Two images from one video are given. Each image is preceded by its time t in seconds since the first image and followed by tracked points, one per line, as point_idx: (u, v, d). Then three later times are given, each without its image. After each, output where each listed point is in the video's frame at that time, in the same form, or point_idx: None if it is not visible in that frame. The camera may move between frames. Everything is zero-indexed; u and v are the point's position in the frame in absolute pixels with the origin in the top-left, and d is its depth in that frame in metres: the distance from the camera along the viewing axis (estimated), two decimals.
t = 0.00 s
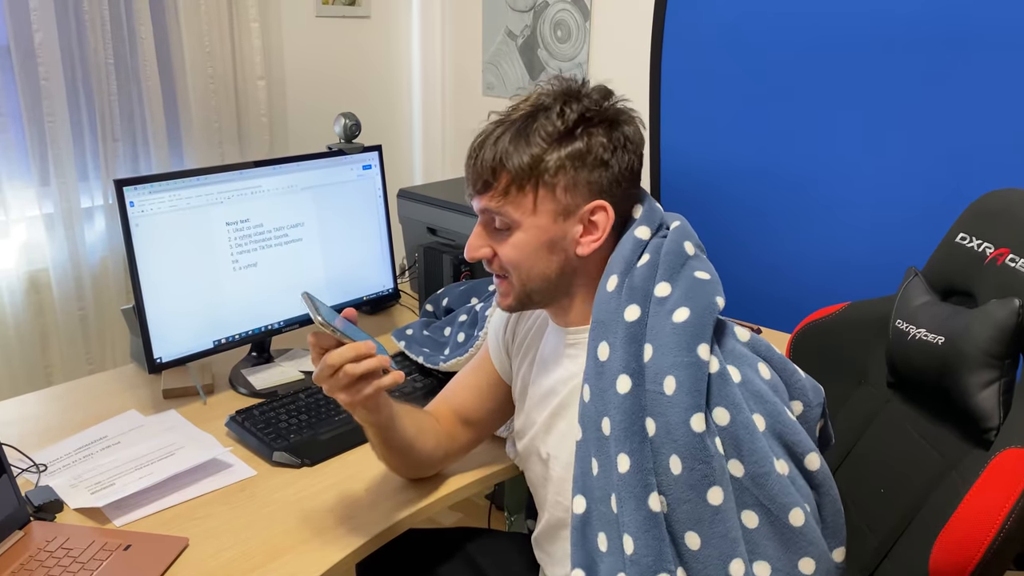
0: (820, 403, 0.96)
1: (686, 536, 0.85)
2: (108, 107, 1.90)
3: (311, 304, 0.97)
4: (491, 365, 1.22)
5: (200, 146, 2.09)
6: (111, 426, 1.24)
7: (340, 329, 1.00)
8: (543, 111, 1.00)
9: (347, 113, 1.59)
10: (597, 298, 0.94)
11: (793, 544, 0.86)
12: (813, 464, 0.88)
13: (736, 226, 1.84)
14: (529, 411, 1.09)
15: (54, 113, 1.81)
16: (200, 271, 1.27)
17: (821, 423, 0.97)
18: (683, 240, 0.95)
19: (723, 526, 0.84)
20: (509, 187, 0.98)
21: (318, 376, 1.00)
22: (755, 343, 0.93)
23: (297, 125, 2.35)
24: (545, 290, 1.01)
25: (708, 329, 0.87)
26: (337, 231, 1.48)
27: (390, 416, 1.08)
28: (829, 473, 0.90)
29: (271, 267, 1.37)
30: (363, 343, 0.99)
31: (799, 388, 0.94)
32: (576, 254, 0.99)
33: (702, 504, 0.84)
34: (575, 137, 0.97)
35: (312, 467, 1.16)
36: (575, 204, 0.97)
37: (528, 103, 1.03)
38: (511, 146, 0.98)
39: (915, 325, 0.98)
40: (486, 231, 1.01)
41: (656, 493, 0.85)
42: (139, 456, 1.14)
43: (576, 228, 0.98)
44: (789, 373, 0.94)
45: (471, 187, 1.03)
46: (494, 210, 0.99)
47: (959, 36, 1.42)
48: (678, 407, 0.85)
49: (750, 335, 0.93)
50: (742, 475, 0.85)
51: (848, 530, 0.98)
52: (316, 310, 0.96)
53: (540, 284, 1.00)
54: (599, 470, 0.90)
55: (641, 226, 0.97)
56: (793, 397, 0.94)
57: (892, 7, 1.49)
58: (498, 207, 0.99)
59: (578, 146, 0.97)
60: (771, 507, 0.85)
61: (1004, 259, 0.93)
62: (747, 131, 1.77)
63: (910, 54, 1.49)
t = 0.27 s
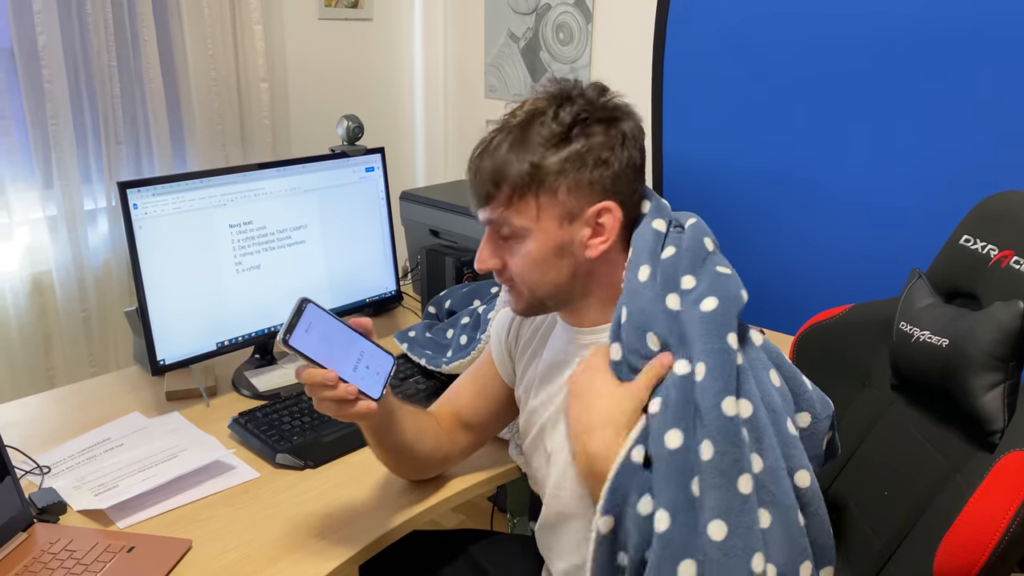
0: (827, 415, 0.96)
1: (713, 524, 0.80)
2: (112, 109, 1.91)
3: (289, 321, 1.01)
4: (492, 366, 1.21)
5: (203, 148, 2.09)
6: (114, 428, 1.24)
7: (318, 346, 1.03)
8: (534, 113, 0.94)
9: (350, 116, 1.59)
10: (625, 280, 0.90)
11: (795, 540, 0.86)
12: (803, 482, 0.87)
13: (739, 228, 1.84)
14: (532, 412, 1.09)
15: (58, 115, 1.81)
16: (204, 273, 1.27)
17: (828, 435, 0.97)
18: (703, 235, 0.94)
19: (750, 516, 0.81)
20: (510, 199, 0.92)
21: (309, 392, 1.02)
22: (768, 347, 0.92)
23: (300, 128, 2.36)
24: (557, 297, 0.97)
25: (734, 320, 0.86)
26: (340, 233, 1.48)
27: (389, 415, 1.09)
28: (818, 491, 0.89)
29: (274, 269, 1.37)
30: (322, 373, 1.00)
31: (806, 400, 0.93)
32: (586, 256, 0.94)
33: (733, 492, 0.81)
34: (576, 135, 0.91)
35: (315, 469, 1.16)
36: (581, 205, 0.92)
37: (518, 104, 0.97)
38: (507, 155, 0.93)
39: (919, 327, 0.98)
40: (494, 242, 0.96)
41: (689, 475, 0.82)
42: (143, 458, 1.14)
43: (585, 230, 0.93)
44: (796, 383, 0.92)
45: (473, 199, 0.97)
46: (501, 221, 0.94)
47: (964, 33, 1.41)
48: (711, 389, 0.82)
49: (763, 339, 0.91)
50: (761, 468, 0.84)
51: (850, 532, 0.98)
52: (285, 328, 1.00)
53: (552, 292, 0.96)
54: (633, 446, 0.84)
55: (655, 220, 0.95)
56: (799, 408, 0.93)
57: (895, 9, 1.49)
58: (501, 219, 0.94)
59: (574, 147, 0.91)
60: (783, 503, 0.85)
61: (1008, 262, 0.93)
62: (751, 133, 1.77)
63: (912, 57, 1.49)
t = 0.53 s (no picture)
0: (833, 411, 0.97)
1: (754, 519, 0.82)
2: (115, 112, 1.91)
3: (299, 321, 1.01)
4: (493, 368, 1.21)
5: (205, 150, 2.10)
6: (117, 430, 1.24)
7: (328, 347, 1.03)
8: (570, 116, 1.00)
9: (353, 119, 1.60)
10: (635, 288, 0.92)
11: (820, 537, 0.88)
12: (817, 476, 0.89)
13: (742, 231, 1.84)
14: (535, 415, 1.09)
15: (61, 118, 1.82)
16: (207, 275, 1.28)
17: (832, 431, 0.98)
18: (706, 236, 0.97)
19: (786, 509, 0.83)
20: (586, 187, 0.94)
21: (322, 394, 1.03)
22: (776, 343, 0.94)
23: (302, 130, 2.36)
24: (620, 286, 0.99)
25: (745, 318, 0.88)
26: (343, 235, 1.48)
27: (397, 416, 1.09)
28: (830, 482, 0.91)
29: (277, 272, 1.37)
30: (332, 373, 1.01)
31: (813, 395, 0.95)
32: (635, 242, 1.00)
33: (768, 487, 0.83)
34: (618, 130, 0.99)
35: (317, 472, 1.16)
36: (634, 192, 0.99)
37: (546, 109, 1.02)
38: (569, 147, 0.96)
39: (921, 330, 0.98)
40: (560, 234, 0.95)
41: (725, 469, 0.82)
42: (146, 460, 1.14)
43: (636, 216, 0.99)
44: (805, 379, 0.94)
45: (530, 192, 0.95)
46: (578, 208, 0.94)
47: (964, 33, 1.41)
48: (730, 389, 0.84)
49: (772, 337, 0.94)
50: (786, 462, 0.86)
51: (853, 533, 0.98)
52: (296, 329, 1.00)
53: (619, 282, 0.98)
54: (673, 451, 0.83)
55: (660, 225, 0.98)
56: (807, 404, 0.94)
57: (896, 11, 1.49)
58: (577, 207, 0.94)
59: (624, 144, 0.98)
60: (809, 496, 0.86)
61: (1010, 264, 0.93)
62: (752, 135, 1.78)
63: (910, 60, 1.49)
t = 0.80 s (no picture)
0: (836, 413, 0.97)
1: (764, 524, 0.82)
2: (116, 115, 1.92)
3: (305, 333, 1.00)
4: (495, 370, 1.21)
5: (206, 153, 2.10)
6: (118, 433, 1.24)
7: (338, 352, 1.03)
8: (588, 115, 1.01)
9: (353, 122, 1.60)
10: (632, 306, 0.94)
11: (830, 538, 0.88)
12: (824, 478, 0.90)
13: (744, 234, 1.85)
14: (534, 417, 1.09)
15: (63, 120, 1.82)
16: (208, 278, 1.28)
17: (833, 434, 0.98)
18: (706, 242, 0.98)
19: (794, 513, 0.83)
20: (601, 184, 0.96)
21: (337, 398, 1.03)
22: (781, 346, 0.94)
23: (303, 132, 2.37)
24: (626, 288, 1.01)
25: (749, 323, 0.89)
26: (343, 238, 1.48)
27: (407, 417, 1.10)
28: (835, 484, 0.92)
29: (278, 274, 1.37)
30: (348, 377, 1.00)
31: (816, 399, 0.95)
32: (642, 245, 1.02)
33: (775, 492, 0.83)
34: (632, 133, 1.01)
35: (318, 475, 1.16)
36: (645, 196, 1.01)
37: (562, 108, 1.03)
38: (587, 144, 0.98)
39: (921, 333, 0.98)
40: (572, 232, 0.97)
41: (730, 476, 0.82)
42: (147, 463, 1.14)
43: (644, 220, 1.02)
44: (809, 382, 0.94)
45: (545, 189, 0.97)
46: (592, 206, 0.96)
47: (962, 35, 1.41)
48: (736, 395, 0.84)
49: (775, 339, 0.94)
50: (793, 466, 0.85)
51: (851, 534, 0.98)
52: (303, 341, 0.99)
53: (626, 283, 1.00)
54: (676, 464, 0.82)
55: (665, 235, 0.99)
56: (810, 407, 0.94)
57: (895, 15, 1.49)
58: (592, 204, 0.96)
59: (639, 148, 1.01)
60: (818, 498, 0.86)
61: (1010, 268, 0.93)
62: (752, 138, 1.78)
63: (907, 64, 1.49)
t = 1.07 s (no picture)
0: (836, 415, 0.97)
1: (762, 526, 0.82)
2: (118, 117, 1.92)
3: (310, 337, 1.00)
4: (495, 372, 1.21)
5: (208, 155, 2.11)
6: (119, 434, 1.24)
7: (343, 355, 1.03)
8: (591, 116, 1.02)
9: (354, 124, 1.60)
10: (631, 309, 0.94)
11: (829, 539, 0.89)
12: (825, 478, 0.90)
13: (744, 235, 1.85)
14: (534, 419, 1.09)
15: (64, 123, 1.83)
16: (209, 280, 1.28)
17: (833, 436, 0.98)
18: (706, 244, 0.98)
19: (793, 516, 0.83)
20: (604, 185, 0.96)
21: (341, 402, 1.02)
22: (781, 348, 0.95)
23: (304, 134, 2.37)
24: (628, 289, 1.01)
25: (749, 324, 0.89)
26: (344, 239, 1.48)
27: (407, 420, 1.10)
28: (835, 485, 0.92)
29: (279, 276, 1.38)
30: (352, 381, 1.00)
31: (816, 400, 0.95)
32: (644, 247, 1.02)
33: (774, 494, 0.83)
34: (635, 134, 1.02)
35: (318, 476, 1.17)
36: (647, 198, 1.01)
37: (565, 109, 1.03)
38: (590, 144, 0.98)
39: (921, 335, 0.98)
40: (574, 232, 0.97)
41: (728, 479, 0.82)
42: (148, 464, 1.15)
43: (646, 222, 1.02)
44: (809, 383, 0.94)
45: (547, 189, 0.97)
46: (594, 207, 0.96)
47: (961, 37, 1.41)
48: (735, 396, 0.84)
49: (776, 341, 0.95)
50: (793, 467, 0.86)
51: (851, 535, 0.98)
52: (308, 345, 0.99)
53: (627, 284, 1.00)
54: (672, 467, 0.82)
55: (665, 237, 1.00)
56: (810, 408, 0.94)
57: (894, 17, 1.50)
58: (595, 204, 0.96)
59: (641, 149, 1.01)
60: (817, 499, 0.87)
61: (1009, 270, 0.94)
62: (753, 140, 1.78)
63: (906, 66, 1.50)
